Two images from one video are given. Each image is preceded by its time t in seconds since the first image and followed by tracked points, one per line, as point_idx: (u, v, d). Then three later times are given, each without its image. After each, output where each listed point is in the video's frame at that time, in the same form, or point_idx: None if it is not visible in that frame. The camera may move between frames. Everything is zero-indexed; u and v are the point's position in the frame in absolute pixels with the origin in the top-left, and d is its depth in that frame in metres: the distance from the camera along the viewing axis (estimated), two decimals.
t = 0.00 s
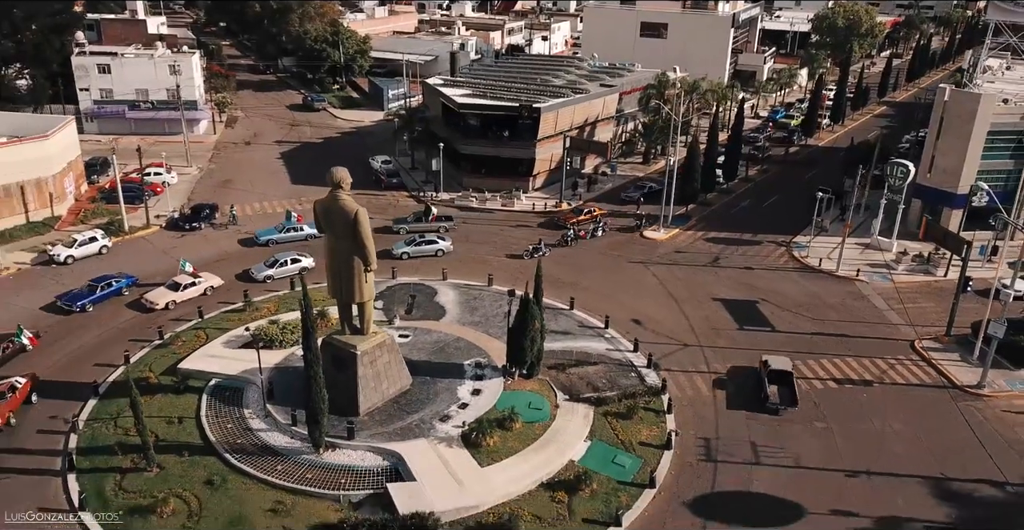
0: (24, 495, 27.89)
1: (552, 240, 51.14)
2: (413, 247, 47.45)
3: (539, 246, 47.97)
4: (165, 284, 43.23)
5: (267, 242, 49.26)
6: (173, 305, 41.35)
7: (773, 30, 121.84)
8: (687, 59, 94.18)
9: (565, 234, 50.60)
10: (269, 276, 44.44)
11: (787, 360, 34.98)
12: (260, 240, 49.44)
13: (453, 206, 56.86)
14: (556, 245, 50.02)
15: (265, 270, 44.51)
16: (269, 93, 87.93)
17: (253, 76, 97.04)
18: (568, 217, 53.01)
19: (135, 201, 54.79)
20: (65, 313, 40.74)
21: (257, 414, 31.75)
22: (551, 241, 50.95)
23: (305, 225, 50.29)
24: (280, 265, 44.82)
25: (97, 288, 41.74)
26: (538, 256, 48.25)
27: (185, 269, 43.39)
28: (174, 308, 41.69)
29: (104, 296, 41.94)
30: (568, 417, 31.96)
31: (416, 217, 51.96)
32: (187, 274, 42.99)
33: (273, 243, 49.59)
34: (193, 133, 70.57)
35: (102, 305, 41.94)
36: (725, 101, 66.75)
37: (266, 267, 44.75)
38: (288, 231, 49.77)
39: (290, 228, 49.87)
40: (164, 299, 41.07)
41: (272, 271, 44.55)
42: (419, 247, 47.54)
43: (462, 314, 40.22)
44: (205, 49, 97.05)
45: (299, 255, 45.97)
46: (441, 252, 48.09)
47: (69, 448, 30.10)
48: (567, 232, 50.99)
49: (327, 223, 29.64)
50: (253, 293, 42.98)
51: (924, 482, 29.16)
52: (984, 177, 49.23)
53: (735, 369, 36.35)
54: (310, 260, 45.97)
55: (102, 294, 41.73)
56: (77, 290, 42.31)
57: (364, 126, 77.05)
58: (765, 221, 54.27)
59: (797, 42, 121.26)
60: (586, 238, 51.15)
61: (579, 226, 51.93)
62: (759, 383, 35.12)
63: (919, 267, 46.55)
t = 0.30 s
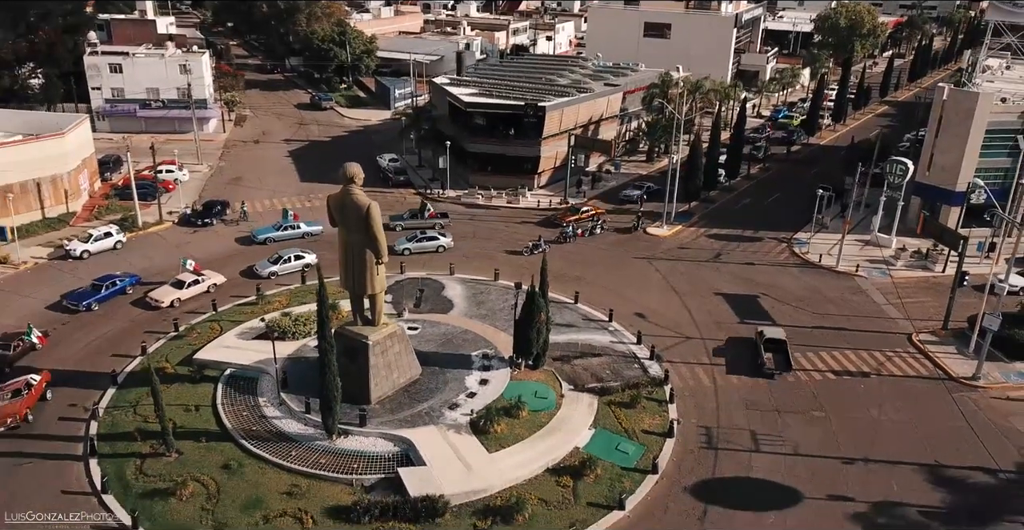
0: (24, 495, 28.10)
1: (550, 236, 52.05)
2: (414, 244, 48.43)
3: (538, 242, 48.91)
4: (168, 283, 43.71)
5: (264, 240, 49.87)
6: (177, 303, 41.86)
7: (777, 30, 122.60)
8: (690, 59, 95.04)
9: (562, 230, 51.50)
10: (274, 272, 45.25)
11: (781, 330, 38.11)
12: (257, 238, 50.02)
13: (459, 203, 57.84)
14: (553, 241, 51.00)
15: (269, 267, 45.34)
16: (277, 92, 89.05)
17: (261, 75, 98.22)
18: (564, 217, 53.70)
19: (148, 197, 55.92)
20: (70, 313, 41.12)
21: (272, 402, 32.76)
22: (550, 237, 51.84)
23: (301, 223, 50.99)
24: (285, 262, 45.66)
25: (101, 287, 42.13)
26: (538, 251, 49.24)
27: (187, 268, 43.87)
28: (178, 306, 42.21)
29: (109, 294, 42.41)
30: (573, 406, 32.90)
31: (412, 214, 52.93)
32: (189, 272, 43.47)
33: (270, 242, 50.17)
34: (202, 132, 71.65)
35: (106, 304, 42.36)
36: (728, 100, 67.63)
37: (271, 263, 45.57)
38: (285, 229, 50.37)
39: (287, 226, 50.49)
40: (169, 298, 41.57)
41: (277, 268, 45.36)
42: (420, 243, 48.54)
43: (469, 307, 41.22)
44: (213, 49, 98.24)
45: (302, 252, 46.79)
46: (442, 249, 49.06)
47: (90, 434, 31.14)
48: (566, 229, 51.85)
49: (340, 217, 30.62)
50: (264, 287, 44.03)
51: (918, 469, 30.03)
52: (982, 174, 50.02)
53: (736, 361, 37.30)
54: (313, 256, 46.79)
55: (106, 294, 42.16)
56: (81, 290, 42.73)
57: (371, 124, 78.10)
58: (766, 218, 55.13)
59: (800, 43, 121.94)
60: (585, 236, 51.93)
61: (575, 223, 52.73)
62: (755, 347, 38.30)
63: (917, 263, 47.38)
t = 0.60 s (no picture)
0: (24, 494, 28.26)
1: (548, 233, 52.83)
2: (415, 240, 49.32)
3: (536, 239, 49.80)
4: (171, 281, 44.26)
5: (262, 238, 50.33)
6: (182, 300, 42.35)
7: (778, 30, 123.44)
8: (693, 59, 95.86)
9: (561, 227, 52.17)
10: (277, 268, 45.96)
11: (776, 305, 41.25)
12: (254, 236, 50.49)
13: (465, 200, 58.82)
14: (552, 238, 51.84)
15: (273, 263, 46.02)
16: (284, 91, 90.14)
17: (268, 75, 99.36)
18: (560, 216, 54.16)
19: (161, 194, 57.01)
20: (77, 311, 41.48)
21: (285, 391, 33.77)
22: (547, 234, 52.62)
23: (297, 221, 51.58)
24: (289, 259, 46.40)
25: (107, 286, 42.58)
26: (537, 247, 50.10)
27: (190, 266, 44.42)
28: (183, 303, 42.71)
29: (114, 293, 42.87)
30: (577, 395, 33.86)
31: (407, 213, 53.98)
32: (192, 270, 44.00)
33: (268, 240, 50.66)
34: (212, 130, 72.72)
35: (112, 303, 42.76)
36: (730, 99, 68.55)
37: (274, 260, 46.25)
38: (282, 227, 50.89)
39: (283, 224, 51.01)
40: (174, 295, 42.04)
41: (281, 264, 46.12)
42: (421, 240, 49.49)
43: (476, 301, 42.21)
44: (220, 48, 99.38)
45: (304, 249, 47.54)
46: (443, 245, 49.98)
47: (110, 421, 32.20)
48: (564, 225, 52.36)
49: (353, 210, 31.59)
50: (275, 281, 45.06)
51: (912, 456, 30.95)
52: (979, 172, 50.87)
53: (736, 353, 38.24)
54: (315, 253, 47.55)
55: (112, 292, 42.60)
56: (86, 289, 43.13)
57: (377, 123, 79.15)
58: (767, 215, 56.04)
59: (802, 43, 122.73)
60: (584, 233, 52.61)
61: (573, 220, 52.86)
62: (751, 319, 41.20)
63: (915, 259, 48.26)
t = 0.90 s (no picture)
0: (38, 484, 28.92)
1: (545, 230, 53.63)
2: (415, 237, 50.28)
3: (533, 235, 50.75)
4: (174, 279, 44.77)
5: (258, 236, 50.77)
6: (186, 298, 42.90)
7: (779, 30, 124.31)
8: (694, 59, 96.79)
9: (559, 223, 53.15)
10: (280, 265, 46.74)
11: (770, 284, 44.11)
12: (250, 235, 50.92)
13: (469, 196, 59.82)
14: (549, 234, 52.63)
15: (275, 260, 46.82)
16: (290, 90, 91.22)
17: (274, 74, 100.43)
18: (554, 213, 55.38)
19: (171, 190, 58.06)
20: (82, 310, 41.88)
21: (297, 379, 34.80)
22: (543, 230, 53.44)
23: (292, 219, 52.10)
24: (290, 255, 47.12)
25: (111, 284, 43.01)
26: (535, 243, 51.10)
27: (191, 264, 44.92)
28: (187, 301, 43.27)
29: (119, 291, 43.29)
30: (580, 384, 34.83)
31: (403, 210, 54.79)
32: (194, 268, 44.54)
33: (264, 238, 51.13)
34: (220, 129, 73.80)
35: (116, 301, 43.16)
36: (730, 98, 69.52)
37: (277, 257, 47.02)
38: (277, 225, 51.40)
39: (278, 222, 51.51)
40: (178, 293, 42.56)
41: (283, 261, 46.82)
42: (421, 236, 50.41)
43: (481, 294, 43.23)
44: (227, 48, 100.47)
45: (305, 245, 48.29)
46: (441, 240, 50.89)
47: (127, 408, 33.23)
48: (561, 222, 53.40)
49: (363, 204, 32.62)
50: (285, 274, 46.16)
51: (906, 443, 31.89)
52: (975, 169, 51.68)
53: (735, 345, 39.24)
54: (317, 249, 48.32)
55: (117, 290, 43.03)
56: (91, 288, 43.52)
57: (382, 121, 80.22)
58: (767, 212, 56.99)
59: (803, 42, 123.58)
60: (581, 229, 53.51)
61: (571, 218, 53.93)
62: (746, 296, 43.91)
63: (912, 255, 49.18)
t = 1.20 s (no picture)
0: (65, 463, 30.15)
1: (543, 225, 54.58)
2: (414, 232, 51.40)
3: (530, 230, 51.85)
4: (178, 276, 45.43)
5: (256, 234, 51.50)
6: (191, 294, 43.56)
7: (780, 30, 125.39)
8: (696, 58, 97.82)
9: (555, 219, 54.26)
10: (283, 260, 47.58)
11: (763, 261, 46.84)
12: (248, 232, 51.61)
13: (474, 192, 60.95)
14: (547, 229, 53.63)
15: (277, 255, 47.65)
16: (297, 89, 92.44)
17: (280, 73, 101.65)
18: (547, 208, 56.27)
19: (183, 186, 59.24)
20: (90, 307, 42.34)
21: (309, 366, 36.00)
22: (541, 226, 54.42)
23: (287, 216, 52.86)
24: (293, 250, 47.99)
25: (117, 281, 43.51)
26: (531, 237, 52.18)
27: (193, 263, 45.69)
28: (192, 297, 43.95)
29: (125, 288, 43.79)
30: (583, 371, 35.99)
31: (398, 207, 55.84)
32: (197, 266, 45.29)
33: (262, 235, 51.87)
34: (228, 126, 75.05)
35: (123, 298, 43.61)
36: (731, 96, 70.67)
37: (279, 252, 47.86)
38: (274, 223, 52.15)
39: (274, 220, 52.27)
40: (184, 289, 43.23)
41: (286, 256, 47.70)
42: (419, 231, 51.48)
43: (486, 286, 44.41)
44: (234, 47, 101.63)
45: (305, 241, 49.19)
46: (440, 235, 51.96)
47: (146, 393, 34.41)
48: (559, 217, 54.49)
49: (374, 197, 33.79)
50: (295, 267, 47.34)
51: (898, 429, 32.98)
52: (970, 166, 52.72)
53: (734, 335, 40.38)
54: (317, 244, 49.30)
55: (123, 287, 43.54)
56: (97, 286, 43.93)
57: (388, 119, 81.46)
58: (766, 208, 58.11)
59: (804, 42, 124.65)
60: (578, 224, 54.51)
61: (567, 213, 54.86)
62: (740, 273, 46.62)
63: (907, 249, 50.27)
